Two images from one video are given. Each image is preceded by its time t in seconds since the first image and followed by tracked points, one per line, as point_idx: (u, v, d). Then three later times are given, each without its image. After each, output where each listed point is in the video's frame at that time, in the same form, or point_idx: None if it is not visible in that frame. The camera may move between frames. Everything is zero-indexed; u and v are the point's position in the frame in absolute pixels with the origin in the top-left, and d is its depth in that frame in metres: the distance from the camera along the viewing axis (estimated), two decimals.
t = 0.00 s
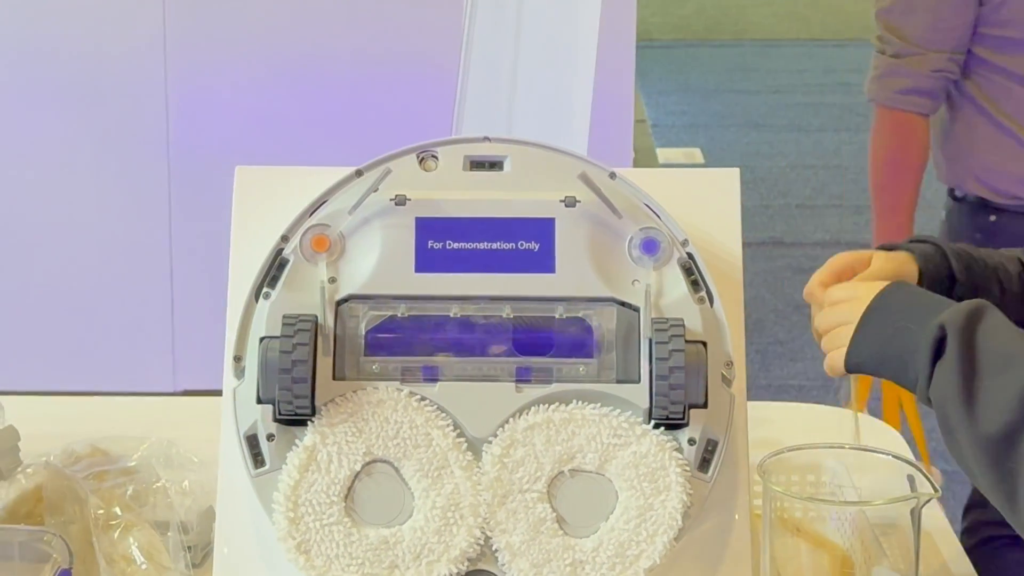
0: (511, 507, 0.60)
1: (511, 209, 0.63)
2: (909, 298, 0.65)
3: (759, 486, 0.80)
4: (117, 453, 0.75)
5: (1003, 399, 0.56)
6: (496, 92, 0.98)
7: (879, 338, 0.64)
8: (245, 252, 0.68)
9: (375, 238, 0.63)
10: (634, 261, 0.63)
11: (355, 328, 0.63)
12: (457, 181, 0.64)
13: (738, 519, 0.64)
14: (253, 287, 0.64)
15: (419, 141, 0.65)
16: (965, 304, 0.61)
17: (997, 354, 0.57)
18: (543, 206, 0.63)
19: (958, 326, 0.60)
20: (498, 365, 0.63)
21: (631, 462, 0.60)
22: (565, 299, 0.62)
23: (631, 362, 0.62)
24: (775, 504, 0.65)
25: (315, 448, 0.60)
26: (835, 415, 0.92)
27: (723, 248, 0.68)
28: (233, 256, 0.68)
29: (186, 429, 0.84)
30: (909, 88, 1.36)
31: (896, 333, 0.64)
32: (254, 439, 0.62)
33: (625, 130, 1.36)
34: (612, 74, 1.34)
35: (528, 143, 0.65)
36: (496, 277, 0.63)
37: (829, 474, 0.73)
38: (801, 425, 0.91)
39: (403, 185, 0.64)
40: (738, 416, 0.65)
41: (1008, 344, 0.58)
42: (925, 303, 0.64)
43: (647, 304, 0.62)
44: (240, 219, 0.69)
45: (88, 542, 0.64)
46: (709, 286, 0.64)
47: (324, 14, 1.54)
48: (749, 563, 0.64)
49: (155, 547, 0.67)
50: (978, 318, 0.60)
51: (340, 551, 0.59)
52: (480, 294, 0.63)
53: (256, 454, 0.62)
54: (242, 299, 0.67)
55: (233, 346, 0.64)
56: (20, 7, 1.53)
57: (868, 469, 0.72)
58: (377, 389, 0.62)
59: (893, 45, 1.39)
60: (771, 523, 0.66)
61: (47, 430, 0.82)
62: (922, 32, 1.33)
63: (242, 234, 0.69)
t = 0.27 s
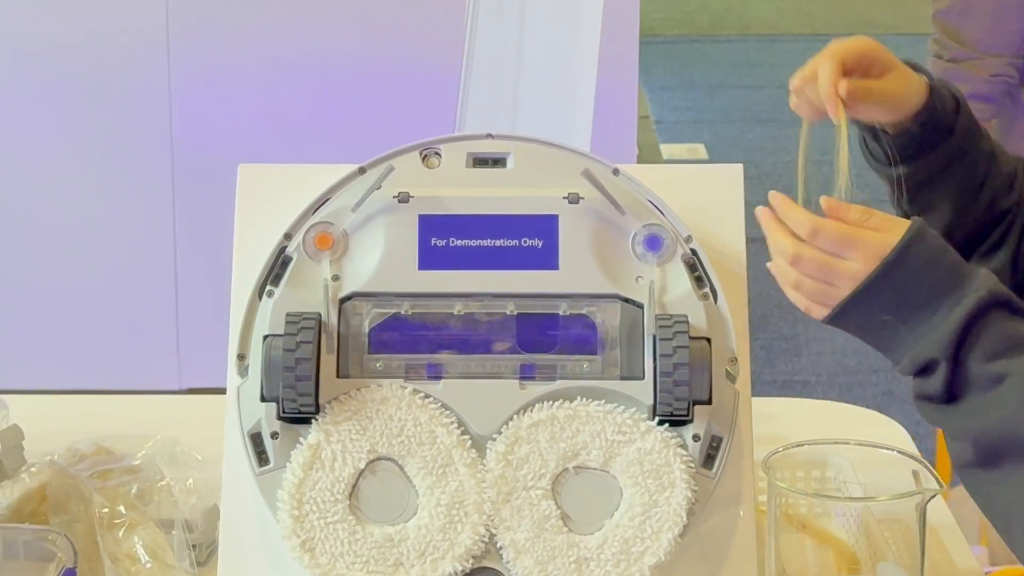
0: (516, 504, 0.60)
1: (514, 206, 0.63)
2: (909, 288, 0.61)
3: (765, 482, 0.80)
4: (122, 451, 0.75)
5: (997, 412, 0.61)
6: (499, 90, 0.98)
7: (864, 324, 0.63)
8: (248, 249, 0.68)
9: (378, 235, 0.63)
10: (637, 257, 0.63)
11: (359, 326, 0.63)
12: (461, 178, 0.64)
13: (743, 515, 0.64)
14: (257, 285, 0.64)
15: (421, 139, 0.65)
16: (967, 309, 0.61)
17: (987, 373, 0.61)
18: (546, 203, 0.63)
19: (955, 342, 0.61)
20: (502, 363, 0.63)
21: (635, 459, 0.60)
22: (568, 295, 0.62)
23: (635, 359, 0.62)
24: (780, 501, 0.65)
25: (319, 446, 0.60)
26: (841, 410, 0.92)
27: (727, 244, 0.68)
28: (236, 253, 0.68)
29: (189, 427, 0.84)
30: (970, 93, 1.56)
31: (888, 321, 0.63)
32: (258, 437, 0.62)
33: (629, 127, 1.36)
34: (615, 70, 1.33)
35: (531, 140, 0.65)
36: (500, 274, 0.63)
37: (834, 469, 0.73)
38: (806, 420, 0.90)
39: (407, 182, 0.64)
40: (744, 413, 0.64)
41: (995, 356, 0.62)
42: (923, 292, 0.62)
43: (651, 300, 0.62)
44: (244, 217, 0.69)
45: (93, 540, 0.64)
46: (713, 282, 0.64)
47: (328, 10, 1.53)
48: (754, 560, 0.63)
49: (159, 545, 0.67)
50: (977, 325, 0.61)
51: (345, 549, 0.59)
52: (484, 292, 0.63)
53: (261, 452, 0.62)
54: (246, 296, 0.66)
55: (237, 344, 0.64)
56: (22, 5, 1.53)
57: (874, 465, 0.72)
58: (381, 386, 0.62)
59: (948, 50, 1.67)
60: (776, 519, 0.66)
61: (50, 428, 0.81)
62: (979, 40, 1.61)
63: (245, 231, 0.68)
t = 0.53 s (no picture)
0: (519, 502, 0.59)
1: (516, 203, 0.63)
2: (771, 331, 0.50)
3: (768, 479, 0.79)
4: (124, 450, 0.75)
5: (875, 451, 0.49)
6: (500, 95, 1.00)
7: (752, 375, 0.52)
8: (250, 246, 0.68)
9: (380, 232, 0.63)
10: (639, 253, 0.63)
11: (361, 324, 0.63)
12: (462, 174, 0.64)
13: (747, 512, 0.63)
14: (258, 283, 0.64)
15: (422, 136, 0.65)
16: (835, 353, 0.49)
17: (870, 407, 0.49)
18: (549, 199, 0.63)
19: (831, 384, 0.49)
20: (504, 359, 0.63)
21: (639, 455, 0.60)
22: (571, 292, 0.62)
23: (638, 355, 0.62)
24: (783, 497, 0.65)
25: (321, 444, 0.60)
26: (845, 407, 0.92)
27: (730, 240, 0.68)
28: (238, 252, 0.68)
29: (192, 427, 0.83)
30: None
31: (772, 372, 0.51)
32: (260, 436, 0.62)
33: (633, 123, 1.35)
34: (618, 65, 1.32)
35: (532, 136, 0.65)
36: (502, 271, 0.62)
37: (838, 466, 0.73)
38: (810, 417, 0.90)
39: (408, 178, 0.64)
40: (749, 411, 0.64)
41: (877, 385, 0.49)
42: (791, 335, 0.50)
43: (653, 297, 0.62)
44: (245, 215, 0.69)
45: (95, 540, 0.64)
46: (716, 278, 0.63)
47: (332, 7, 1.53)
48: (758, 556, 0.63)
49: (161, 544, 0.67)
50: (850, 358, 0.49)
51: (347, 547, 0.58)
52: (486, 289, 0.62)
53: (263, 451, 0.62)
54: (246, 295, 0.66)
55: (238, 342, 0.63)
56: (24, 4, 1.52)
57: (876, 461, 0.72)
58: (383, 384, 0.61)
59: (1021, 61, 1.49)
60: (780, 516, 0.66)
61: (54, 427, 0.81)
62: None
63: (246, 229, 0.68)
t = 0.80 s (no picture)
0: (524, 498, 0.59)
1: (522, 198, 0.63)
2: (693, 378, 0.53)
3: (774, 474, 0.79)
4: (129, 446, 0.75)
5: (812, 479, 0.53)
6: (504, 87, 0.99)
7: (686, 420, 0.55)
8: (254, 241, 0.68)
9: (384, 226, 0.63)
10: (645, 248, 0.63)
11: (365, 319, 0.63)
12: (467, 168, 0.63)
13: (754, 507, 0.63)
14: (263, 278, 0.63)
15: (427, 131, 0.64)
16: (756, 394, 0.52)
17: (800, 440, 0.52)
18: (554, 195, 0.63)
19: (756, 423, 0.52)
20: (509, 355, 0.62)
21: (645, 451, 0.60)
22: (576, 287, 0.62)
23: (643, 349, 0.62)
24: (790, 491, 0.67)
25: (326, 440, 0.59)
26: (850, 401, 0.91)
27: (735, 234, 0.67)
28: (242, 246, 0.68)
29: (195, 422, 0.83)
30: None
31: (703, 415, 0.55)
32: (264, 432, 0.62)
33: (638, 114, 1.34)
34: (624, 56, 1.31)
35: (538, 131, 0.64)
36: (507, 266, 0.62)
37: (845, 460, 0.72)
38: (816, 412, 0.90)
39: (413, 173, 0.63)
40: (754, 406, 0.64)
41: (805, 418, 0.52)
42: (714, 381, 0.53)
43: (659, 291, 0.62)
44: (249, 210, 0.68)
45: (99, 536, 0.64)
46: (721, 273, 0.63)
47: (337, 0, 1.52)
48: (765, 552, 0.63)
49: (166, 541, 0.67)
50: (772, 396, 0.52)
51: (352, 544, 0.58)
52: (491, 284, 0.62)
53: (267, 447, 0.62)
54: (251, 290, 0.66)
55: (242, 338, 0.63)
56: None
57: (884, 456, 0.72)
58: (388, 379, 0.61)
59: None
60: (787, 510, 0.67)
61: (57, 422, 0.81)
62: None
63: (250, 224, 0.68)
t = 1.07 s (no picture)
0: (532, 492, 0.59)
1: (528, 191, 0.62)
2: (669, 369, 0.54)
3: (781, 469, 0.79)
4: (134, 442, 0.75)
5: (789, 473, 0.52)
6: (509, 81, 0.98)
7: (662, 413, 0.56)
8: (259, 236, 0.67)
9: (391, 221, 0.62)
10: (653, 242, 0.63)
11: (372, 314, 0.62)
12: (474, 163, 0.63)
13: (761, 502, 0.63)
14: (269, 273, 0.63)
15: (433, 124, 0.64)
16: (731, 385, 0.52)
17: (775, 432, 0.51)
18: (562, 188, 0.62)
19: (731, 415, 0.52)
20: (516, 350, 0.62)
21: (653, 446, 0.59)
22: (584, 281, 0.62)
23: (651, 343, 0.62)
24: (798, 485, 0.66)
25: (333, 435, 0.59)
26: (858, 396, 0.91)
27: (742, 228, 0.67)
28: (248, 240, 0.67)
29: (200, 416, 0.82)
30: None
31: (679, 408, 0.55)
32: (271, 427, 0.62)
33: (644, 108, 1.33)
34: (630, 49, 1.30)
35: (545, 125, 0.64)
36: (514, 260, 0.62)
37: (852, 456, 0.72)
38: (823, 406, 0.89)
39: (420, 168, 0.63)
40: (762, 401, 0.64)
41: (780, 410, 0.51)
42: (689, 374, 0.54)
43: (666, 285, 0.62)
44: (254, 204, 0.68)
45: (105, 532, 0.64)
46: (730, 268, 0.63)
47: None
48: (773, 546, 0.63)
49: (173, 536, 0.67)
50: (746, 388, 0.52)
51: (359, 539, 0.58)
52: (498, 279, 0.62)
53: (274, 442, 0.61)
54: (257, 285, 0.66)
55: (249, 333, 0.63)
56: None
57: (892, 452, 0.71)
58: (395, 374, 0.61)
59: None
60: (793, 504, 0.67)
61: (62, 417, 0.81)
62: None
63: (255, 218, 0.68)
